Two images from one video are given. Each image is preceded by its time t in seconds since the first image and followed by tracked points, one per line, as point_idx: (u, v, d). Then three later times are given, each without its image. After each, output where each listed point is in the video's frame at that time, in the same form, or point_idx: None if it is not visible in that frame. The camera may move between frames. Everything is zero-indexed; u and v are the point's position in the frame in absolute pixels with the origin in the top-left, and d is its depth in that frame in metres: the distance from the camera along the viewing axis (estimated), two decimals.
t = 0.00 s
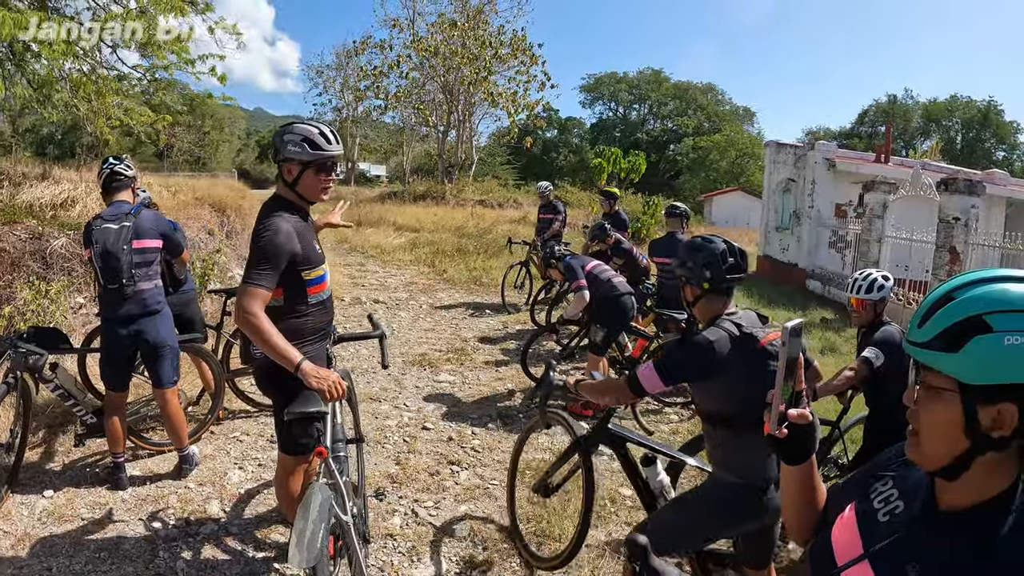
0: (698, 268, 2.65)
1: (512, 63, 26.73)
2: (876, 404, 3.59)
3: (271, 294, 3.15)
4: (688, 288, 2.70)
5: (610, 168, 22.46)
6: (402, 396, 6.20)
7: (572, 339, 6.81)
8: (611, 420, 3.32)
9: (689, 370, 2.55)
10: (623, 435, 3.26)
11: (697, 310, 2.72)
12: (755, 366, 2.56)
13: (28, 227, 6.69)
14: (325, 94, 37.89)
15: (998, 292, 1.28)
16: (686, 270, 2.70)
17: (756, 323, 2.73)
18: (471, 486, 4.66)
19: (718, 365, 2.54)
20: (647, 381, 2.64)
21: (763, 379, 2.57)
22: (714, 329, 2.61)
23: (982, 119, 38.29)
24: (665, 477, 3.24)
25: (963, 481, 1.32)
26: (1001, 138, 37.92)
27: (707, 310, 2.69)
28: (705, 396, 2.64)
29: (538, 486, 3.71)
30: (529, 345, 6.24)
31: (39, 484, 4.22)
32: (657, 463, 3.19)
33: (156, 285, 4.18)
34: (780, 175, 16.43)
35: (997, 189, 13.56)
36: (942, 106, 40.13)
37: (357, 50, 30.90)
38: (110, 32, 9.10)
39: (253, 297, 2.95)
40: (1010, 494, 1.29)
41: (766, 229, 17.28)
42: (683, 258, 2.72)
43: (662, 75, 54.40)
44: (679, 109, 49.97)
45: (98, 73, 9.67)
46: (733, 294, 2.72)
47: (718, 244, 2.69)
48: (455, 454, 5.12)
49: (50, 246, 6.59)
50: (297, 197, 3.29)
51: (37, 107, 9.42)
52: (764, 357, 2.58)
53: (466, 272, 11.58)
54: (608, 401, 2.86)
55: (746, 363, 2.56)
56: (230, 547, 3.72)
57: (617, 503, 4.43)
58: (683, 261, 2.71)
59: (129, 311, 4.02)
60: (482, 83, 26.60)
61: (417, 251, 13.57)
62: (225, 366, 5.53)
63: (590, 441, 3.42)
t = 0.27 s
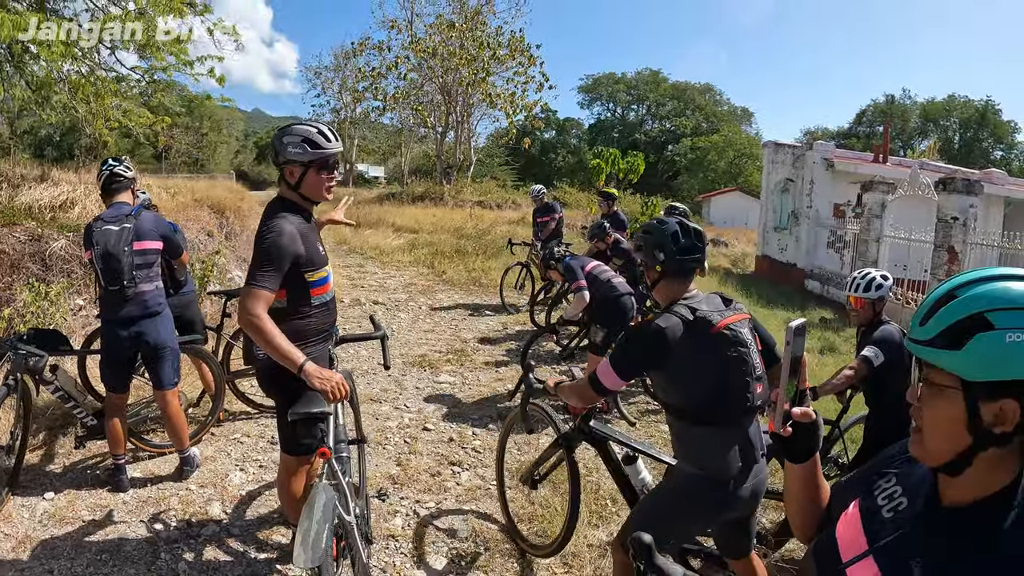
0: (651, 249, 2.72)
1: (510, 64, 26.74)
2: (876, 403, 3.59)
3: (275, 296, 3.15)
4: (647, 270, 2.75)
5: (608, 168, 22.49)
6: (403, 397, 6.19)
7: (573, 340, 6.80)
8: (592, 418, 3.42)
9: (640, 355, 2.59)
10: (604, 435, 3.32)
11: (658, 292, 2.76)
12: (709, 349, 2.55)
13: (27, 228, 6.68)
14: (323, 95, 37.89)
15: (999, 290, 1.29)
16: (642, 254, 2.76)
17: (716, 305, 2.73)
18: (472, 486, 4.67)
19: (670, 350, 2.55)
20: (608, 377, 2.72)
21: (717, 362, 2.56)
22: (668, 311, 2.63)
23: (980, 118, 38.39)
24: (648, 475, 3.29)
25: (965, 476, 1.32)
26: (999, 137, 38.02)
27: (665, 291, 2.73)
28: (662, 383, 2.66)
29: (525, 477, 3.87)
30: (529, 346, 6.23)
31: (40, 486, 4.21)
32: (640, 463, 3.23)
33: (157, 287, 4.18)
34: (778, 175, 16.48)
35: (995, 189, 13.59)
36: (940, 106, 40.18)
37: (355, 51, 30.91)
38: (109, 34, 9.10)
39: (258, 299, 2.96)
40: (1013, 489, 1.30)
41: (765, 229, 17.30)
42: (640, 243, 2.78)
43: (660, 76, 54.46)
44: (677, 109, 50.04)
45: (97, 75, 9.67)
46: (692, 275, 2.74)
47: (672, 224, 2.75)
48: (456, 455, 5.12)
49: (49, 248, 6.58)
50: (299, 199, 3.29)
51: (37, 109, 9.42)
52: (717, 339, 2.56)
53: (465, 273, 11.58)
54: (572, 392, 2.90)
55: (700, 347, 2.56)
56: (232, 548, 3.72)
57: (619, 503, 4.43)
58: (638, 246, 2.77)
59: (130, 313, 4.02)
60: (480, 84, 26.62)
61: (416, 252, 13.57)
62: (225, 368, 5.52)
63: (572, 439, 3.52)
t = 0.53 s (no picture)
0: (637, 220, 2.82)
1: (507, 65, 26.75)
2: (875, 403, 3.59)
3: (274, 297, 3.15)
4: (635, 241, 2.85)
5: (606, 169, 22.51)
6: (402, 399, 6.18)
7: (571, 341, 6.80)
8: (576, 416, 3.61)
9: (611, 332, 2.75)
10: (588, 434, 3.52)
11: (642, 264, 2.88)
12: (679, 332, 2.69)
13: (25, 230, 6.66)
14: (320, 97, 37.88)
15: (1000, 288, 1.30)
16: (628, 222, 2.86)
17: (696, 287, 2.85)
18: (472, 488, 4.67)
19: (640, 330, 2.70)
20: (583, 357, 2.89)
21: (684, 346, 2.70)
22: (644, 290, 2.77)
23: (977, 118, 38.52)
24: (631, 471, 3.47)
25: (968, 473, 1.32)
26: (996, 137, 38.17)
27: (650, 262, 2.84)
28: (632, 363, 2.81)
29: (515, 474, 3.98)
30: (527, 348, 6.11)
31: (38, 489, 4.20)
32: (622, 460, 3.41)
33: (156, 289, 4.18)
34: (775, 175, 16.52)
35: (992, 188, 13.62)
36: (937, 106, 40.26)
37: (352, 53, 30.91)
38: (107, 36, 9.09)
39: (257, 300, 2.95)
40: (1014, 487, 1.30)
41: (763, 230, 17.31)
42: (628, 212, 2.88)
43: (657, 77, 54.49)
44: (674, 110, 50.12)
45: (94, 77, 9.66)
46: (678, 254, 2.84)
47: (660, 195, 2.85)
48: (456, 456, 5.12)
49: (48, 250, 6.57)
50: (297, 200, 3.29)
51: (34, 111, 9.41)
52: (688, 321, 2.69)
53: (463, 274, 11.58)
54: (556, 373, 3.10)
55: (670, 329, 2.69)
56: (232, 551, 3.71)
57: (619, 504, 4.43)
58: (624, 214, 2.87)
59: (129, 315, 4.01)
60: (477, 85, 26.63)
61: (414, 253, 13.56)
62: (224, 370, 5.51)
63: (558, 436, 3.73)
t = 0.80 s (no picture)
0: (638, 217, 2.86)
1: (501, 67, 26.77)
2: (869, 403, 3.61)
3: (270, 301, 3.14)
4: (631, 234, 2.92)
5: (600, 171, 22.55)
6: (397, 402, 6.17)
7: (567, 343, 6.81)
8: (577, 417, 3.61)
9: (594, 328, 2.87)
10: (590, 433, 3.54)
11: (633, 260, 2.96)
12: (660, 334, 2.76)
13: (18, 234, 6.63)
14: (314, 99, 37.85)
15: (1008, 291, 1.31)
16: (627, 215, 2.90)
17: (684, 289, 2.90)
18: (468, 491, 4.66)
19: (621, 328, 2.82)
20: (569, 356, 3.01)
21: (665, 348, 2.78)
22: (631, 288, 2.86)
23: (970, 118, 38.77)
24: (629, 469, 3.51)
25: (973, 472, 1.32)
26: (988, 137, 38.41)
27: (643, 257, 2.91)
28: (614, 360, 2.92)
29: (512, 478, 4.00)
30: (521, 352, 5.95)
31: (33, 494, 4.17)
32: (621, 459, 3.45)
33: (151, 293, 4.17)
34: (769, 176, 16.59)
35: (984, 188, 13.72)
36: (930, 107, 40.46)
37: (346, 55, 30.89)
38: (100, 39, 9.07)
39: (253, 304, 2.94)
40: (1012, 485, 1.31)
41: (756, 231, 17.38)
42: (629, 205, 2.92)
43: (650, 79, 54.65)
44: (667, 112, 50.25)
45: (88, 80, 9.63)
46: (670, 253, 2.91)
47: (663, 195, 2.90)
48: (452, 459, 5.13)
49: (42, 254, 6.54)
50: (293, 204, 3.29)
51: (28, 114, 9.38)
52: (671, 322, 2.77)
53: (458, 277, 11.57)
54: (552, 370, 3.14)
55: (651, 330, 2.77)
56: (228, 555, 3.69)
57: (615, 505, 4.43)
58: (626, 208, 2.91)
59: (124, 320, 4.00)
60: (471, 87, 26.64)
61: (409, 256, 13.54)
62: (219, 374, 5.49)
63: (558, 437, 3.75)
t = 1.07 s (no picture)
0: (661, 224, 2.98)
1: (493, 70, 26.80)
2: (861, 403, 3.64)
3: (261, 304, 3.13)
4: (646, 236, 3.02)
5: (592, 173, 22.59)
6: (389, 405, 6.17)
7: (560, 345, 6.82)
8: (569, 418, 3.69)
9: (592, 328, 2.99)
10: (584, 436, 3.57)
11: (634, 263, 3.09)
12: (657, 337, 2.91)
13: (9, 239, 6.59)
14: (306, 102, 37.80)
15: None
16: (652, 218, 2.99)
17: (683, 294, 3.06)
18: (461, 494, 4.67)
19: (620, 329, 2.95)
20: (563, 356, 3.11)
21: (660, 352, 2.92)
22: (633, 290, 3.00)
23: (960, 119, 39.06)
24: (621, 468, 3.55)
25: (972, 478, 1.32)
26: (979, 138, 38.71)
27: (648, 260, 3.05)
28: (608, 361, 3.06)
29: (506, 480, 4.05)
30: (514, 354, 5.63)
31: (25, 500, 4.14)
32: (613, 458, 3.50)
33: (143, 297, 4.15)
34: (760, 178, 16.67)
35: (973, 189, 13.83)
36: (921, 108, 40.73)
37: (338, 58, 30.84)
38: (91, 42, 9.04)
39: (243, 306, 2.94)
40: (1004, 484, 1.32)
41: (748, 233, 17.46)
42: (653, 208, 3.01)
43: (642, 81, 54.83)
44: (659, 114, 50.42)
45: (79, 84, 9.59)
46: (673, 259, 3.08)
47: (686, 206, 3.03)
48: (445, 463, 5.13)
49: (33, 259, 6.51)
50: (285, 207, 3.29)
51: (19, 118, 9.33)
52: (667, 327, 2.92)
53: (450, 280, 11.57)
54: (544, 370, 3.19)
55: (649, 333, 2.91)
56: (222, 560, 3.68)
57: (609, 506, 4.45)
58: (652, 212, 2.99)
59: (116, 323, 3.98)
60: (463, 90, 26.65)
61: (401, 260, 13.53)
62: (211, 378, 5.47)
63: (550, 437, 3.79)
